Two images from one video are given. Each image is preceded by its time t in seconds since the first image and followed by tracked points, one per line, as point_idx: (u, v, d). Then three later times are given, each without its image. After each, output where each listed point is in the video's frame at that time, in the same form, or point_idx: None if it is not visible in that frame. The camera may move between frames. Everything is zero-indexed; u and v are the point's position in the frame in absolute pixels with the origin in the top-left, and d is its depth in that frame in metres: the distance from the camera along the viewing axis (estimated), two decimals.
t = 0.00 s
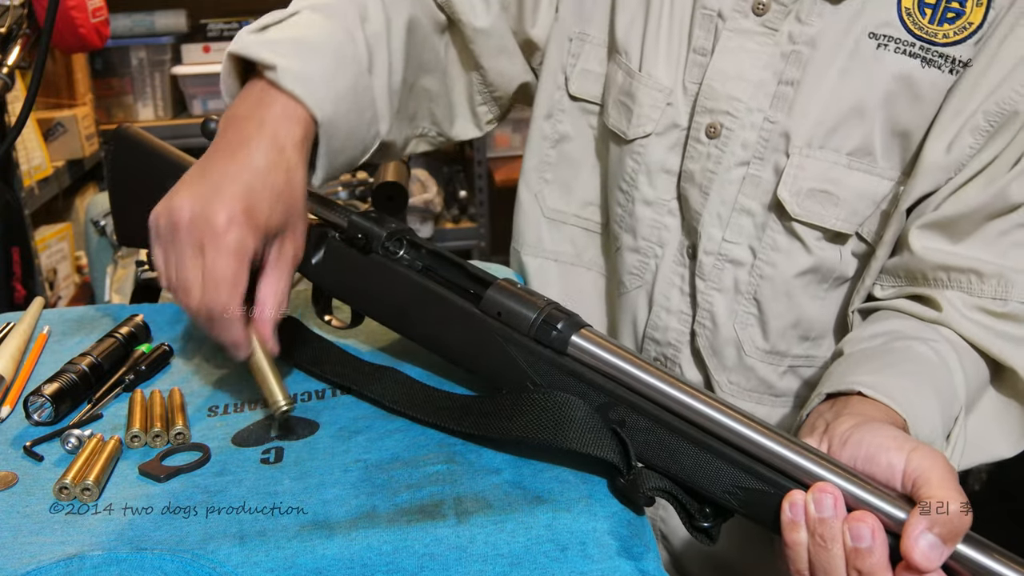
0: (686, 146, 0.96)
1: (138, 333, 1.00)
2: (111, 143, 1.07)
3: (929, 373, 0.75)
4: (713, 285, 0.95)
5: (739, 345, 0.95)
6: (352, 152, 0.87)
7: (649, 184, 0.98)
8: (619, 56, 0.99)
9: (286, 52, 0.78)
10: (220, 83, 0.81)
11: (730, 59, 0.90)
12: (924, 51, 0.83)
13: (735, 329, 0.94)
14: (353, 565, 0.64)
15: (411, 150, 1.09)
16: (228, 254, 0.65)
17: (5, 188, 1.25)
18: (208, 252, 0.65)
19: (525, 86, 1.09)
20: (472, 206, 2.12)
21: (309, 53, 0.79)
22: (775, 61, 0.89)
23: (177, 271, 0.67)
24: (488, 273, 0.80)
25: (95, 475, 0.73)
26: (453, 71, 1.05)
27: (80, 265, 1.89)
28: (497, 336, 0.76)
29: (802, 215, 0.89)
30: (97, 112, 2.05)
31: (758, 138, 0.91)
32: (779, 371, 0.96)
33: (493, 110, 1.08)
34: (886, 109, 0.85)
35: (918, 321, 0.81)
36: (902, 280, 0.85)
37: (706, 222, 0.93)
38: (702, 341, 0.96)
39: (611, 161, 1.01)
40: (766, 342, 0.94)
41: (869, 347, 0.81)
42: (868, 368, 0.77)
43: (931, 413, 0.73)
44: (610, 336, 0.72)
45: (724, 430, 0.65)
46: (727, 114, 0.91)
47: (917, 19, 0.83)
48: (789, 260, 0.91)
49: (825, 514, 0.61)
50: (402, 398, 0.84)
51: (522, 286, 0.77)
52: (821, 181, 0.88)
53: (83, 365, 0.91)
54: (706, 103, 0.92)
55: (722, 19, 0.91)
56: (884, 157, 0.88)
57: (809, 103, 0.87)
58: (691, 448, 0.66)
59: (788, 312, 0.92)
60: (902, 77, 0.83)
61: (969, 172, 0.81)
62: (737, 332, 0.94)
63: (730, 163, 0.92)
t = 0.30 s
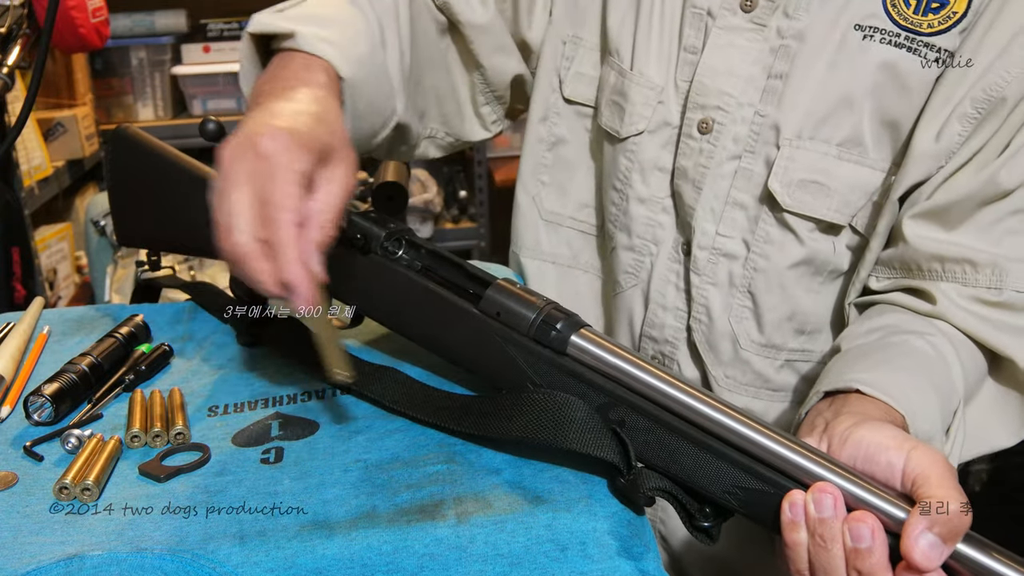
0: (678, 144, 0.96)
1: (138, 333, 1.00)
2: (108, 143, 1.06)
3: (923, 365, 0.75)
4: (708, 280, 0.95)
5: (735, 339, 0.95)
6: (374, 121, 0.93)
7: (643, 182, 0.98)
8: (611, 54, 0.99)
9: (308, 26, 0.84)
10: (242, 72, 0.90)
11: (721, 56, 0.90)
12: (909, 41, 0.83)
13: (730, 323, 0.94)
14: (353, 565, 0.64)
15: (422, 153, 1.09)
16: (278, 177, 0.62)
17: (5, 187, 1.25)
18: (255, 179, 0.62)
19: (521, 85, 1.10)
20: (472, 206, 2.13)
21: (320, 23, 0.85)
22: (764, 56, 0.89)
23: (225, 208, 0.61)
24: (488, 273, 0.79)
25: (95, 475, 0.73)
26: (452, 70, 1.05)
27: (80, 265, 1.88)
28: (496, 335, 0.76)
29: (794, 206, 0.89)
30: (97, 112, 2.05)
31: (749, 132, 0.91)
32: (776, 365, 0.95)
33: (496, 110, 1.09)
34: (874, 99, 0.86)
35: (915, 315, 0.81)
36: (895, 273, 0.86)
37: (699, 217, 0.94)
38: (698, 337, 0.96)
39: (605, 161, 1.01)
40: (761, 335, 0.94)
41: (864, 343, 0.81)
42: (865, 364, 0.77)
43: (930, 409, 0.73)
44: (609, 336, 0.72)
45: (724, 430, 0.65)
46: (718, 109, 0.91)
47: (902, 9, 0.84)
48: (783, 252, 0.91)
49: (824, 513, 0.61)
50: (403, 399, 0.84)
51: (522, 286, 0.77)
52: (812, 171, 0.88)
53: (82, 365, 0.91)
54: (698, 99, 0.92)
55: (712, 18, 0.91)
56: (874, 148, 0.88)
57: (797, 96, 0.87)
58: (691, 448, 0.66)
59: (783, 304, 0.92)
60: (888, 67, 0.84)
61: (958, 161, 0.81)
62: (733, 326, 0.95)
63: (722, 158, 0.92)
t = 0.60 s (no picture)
0: (674, 146, 0.96)
1: (138, 333, 1.00)
2: (108, 142, 1.06)
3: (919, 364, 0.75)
4: (706, 279, 0.95)
5: (733, 338, 0.95)
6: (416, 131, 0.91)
7: (640, 184, 0.98)
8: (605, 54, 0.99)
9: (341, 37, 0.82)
10: (274, 89, 0.85)
11: (715, 57, 0.90)
12: (901, 38, 0.83)
13: (727, 322, 0.94)
14: (353, 565, 0.63)
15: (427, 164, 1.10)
16: (389, 164, 0.62)
17: (5, 187, 1.25)
18: (366, 152, 0.62)
19: (519, 85, 1.10)
20: (472, 206, 2.13)
21: (361, 37, 0.83)
22: (758, 57, 0.89)
23: (312, 155, 0.60)
24: (489, 274, 0.79)
25: (95, 475, 0.73)
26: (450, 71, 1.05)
27: (80, 265, 1.88)
28: (496, 335, 0.76)
29: (789, 205, 0.89)
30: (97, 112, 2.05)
31: (743, 132, 0.91)
32: (774, 363, 0.95)
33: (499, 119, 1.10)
34: (867, 97, 0.86)
35: (910, 312, 0.81)
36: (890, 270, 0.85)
37: (696, 217, 0.94)
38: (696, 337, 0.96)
39: (602, 163, 1.01)
40: (759, 334, 0.94)
41: (860, 340, 0.81)
42: (863, 363, 0.76)
43: (929, 406, 0.73)
44: (610, 335, 0.71)
45: (724, 431, 0.65)
46: (713, 111, 0.91)
47: (893, 7, 0.84)
48: (778, 251, 0.91)
49: (824, 513, 0.61)
50: (404, 399, 0.84)
51: (521, 286, 0.77)
52: (806, 170, 0.88)
53: (82, 364, 0.91)
54: (693, 100, 0.92)
55: (705, 20, 0.91)
56: (868, 146, 0.88)
57: (791, 96, 0.87)
58: (691, 448, 0.66)
59: (780, 302, 0.92)
60: (880, 64, 0.84)
61: (951, 155, 0.81)
62: (730, 325, 0.95)
63: (717, 159, 0.92)
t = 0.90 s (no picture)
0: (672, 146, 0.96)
1: (138, 333, 1.01)
2: (105, 143, 1.06)
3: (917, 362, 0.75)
4: (704, 279, 0.95)
5: (732, 338, 0.95)
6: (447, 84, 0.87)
7: (639, 184, 0.98)
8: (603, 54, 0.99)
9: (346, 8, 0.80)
10: (284, 61, 0.82)
11: (712, 58, 0.90)
12: (897, 38, 0.83)
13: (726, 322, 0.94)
14: (352, 565, 0.63)
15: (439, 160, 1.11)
16: (436, 106, 0.57)
17: (5, 187, 1.25)
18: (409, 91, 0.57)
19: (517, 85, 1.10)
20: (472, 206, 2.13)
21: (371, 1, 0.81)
22: (754, 57, 0.89)
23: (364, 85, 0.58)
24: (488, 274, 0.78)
25: (95, 475, 0.73)
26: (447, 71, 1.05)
27: (80, 265, 1.88)
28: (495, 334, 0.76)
29: (788, 204, 0.89)
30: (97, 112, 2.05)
31: (740, 132, 0.91)
32: (773, 362, 0.96)
33: (501, 111, 1.10)
34: (863, 96, 0.86)
35: (907, 309, 0.81)
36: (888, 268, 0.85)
37: (694, 217, 0.94)
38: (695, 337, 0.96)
39: (601, 163, 1.02)
40: (758, 333, 0.94)
41: (858, 339, 0.81)
42: (861, 361, 0.76)
43: (927, 404, 0.73)
44: (609, 335, 0.71)
45: (724, 432, 0.65)
46: (709, 111, 0.91)
47: (889, 7, 0.84)
48: (776, 250, 0.91)
49: (824, 513, 0.61)
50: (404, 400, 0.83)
51: (520, 286, 0.76)
52: (804, 169, 0.88)
53: (82, 364, 0.91)
54: (689, 100, 0.92)
55: (701, 20, 0.91)
56: (864, 145, 0.89)
57: (787, 96, 0.87)
58: (690, 447, 0.66)
59: (778, 302, 0.92)
60: (875, 63, 0.84)
61: (947, 154, 0.81)
62: (729, 325, 0.95)
63: (715, 159, 0.92)
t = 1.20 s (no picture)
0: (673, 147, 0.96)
1: (138, 333, 1.00)
2: (104, 142, 1.06)
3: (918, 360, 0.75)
4: (705, 281, 0.95)
5: (735, 339, 0.95)
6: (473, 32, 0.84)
7: (640, 185, 0.98)
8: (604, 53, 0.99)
9: None
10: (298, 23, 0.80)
11: (712, 59, 0.90)
12: (897, 37, 0.83)
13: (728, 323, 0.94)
14: (352, 565, 0.63)
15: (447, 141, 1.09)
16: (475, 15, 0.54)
17: (6, 188, 1.25)
18: None
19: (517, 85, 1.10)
20: (472, 206, 2.13)
21: None
22: (754, 58, 0.89)
23: None
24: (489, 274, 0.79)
25: (95, 475, 0.73)
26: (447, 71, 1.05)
27: (80, 265, 1.88)
28: (495, 334, 0.76)
29: (789, 205, 0.89)
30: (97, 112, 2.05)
31: (740, 133, 0.91)
32: (775, 362, 0.96)
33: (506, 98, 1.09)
34: (863, 96, 0.86)
35: (907, 308, 0.81)
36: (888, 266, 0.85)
37: (695, 218, 0.93)
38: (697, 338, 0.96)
39: (602, 163, 1.01)
40: (760, 334, 0.94)
41: (858, 338, 0.81)
42: (861, 360, 0.76)
43: (928, 402, 0.73)
44: (609, 335, 0.70)
45: (724, 433, 0.65)
46: (709, 111, 0.91)
47: (888, 7, 0.84)
48: (779, 251, 0.91)
49: (824, 513, 0.61)
50: (404, 400, 0.83)
51: (521, 285, 0.77)
52: (805, 170, 0.88)
53: (82, 364, 0.91)
54: (689, 101, 0.92)
55: (701, 20, 0.91)
56: (865, 144, 0.89)
57: (788, 96, 0.87)
58: (690, 447, 0.66)
59: (781, 302, 0.92)
60: (875, 63, 0.84)
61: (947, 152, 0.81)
62: (731, 325, 0.95)
63: (716, 159, 0.92)
